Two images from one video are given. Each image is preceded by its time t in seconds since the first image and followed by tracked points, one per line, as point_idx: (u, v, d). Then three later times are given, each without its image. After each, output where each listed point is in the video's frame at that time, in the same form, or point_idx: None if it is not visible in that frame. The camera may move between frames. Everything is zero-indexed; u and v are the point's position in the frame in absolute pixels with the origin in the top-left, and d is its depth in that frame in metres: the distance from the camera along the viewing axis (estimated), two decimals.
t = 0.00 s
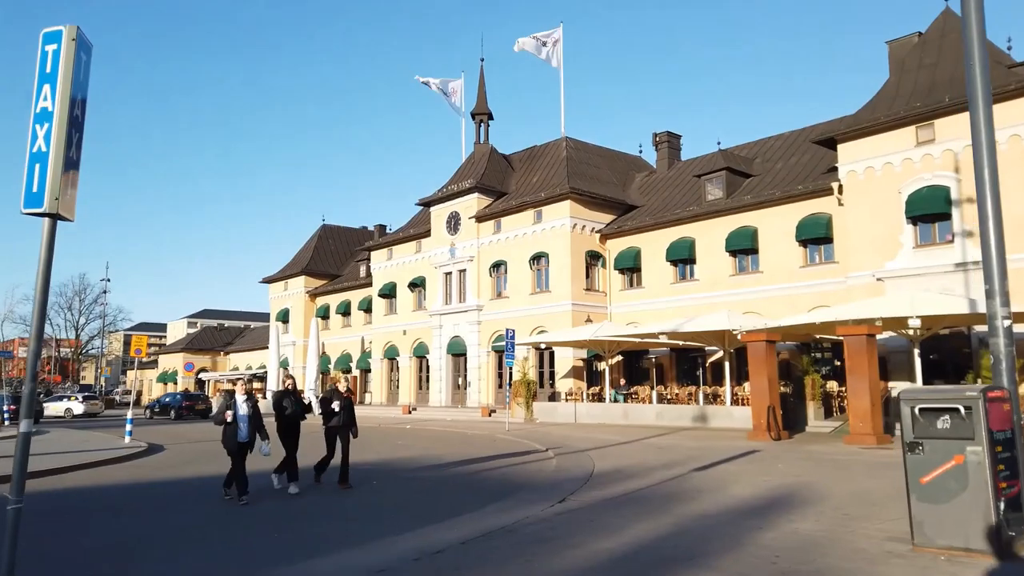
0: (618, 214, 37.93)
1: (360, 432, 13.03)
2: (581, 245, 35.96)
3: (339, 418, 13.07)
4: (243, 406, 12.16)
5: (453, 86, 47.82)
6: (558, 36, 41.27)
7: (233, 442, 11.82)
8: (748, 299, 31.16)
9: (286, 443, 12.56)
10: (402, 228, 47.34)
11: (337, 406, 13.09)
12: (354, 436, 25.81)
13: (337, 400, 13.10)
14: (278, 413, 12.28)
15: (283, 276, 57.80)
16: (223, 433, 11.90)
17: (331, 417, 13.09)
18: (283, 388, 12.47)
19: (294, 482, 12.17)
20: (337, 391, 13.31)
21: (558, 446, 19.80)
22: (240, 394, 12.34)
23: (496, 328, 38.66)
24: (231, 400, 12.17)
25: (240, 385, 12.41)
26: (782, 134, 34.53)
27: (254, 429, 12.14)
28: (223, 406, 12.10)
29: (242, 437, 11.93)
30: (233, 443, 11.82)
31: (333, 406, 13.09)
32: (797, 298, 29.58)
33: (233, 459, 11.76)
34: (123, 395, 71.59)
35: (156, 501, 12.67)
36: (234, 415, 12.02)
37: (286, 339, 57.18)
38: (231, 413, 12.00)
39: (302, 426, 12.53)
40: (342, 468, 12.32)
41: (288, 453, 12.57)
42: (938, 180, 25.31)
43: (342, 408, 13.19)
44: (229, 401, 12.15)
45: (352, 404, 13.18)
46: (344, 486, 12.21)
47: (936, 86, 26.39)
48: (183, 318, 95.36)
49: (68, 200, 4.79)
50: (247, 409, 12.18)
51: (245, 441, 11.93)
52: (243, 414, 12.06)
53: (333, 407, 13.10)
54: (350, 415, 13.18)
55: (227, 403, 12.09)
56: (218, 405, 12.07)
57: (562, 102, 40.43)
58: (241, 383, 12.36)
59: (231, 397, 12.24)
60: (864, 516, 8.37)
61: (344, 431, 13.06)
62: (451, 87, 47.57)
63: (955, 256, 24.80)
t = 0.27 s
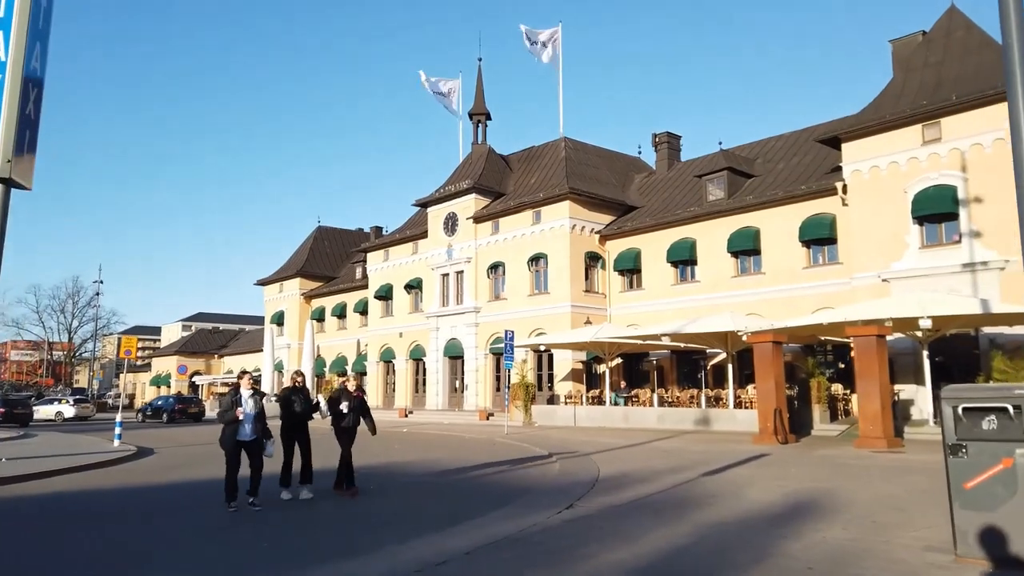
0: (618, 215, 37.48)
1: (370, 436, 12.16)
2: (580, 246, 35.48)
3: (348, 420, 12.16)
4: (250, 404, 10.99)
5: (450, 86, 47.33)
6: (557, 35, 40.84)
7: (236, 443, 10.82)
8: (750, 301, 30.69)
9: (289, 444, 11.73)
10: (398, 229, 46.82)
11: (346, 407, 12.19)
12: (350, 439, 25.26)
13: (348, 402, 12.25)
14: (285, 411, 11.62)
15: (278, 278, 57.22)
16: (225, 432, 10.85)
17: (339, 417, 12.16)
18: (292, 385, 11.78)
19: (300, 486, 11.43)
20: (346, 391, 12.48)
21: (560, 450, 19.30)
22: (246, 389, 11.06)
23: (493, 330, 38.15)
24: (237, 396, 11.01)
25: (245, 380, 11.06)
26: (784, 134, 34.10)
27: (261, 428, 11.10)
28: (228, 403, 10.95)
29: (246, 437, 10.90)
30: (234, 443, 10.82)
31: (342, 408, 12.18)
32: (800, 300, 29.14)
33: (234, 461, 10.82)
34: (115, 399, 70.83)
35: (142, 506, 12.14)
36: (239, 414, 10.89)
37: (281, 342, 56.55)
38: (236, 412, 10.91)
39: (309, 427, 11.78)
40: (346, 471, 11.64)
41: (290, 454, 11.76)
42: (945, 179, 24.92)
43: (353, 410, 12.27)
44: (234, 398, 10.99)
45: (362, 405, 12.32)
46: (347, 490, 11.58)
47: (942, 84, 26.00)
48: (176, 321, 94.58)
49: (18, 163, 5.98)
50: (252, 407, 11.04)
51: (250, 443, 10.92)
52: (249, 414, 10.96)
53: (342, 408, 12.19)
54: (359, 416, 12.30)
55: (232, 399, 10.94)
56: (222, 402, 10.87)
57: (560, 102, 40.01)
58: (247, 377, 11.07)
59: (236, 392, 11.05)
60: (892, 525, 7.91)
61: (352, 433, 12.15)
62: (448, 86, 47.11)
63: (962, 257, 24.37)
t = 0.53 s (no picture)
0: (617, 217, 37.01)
1: (382, 448, 11.12)
2: (580, 249, 35.00)
3: (359, 429, 11.05)
4: (257, 415, 10.29)
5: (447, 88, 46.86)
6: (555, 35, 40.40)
7: (240, 457, 10.07)
8: (752, 304, 30.23)
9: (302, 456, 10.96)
10: (395, 232, 46.29)
11: (357, 414, 11.10)
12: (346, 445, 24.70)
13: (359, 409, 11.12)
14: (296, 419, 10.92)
15: (273, 281, 56.63)
16: (231, 444, 10.14)
17: (351, 426, 11.10)
18: (304, 392, 11.13)
19: (310, 500, 10.49)
20: (358, 397, 11.39)
21: (561, 457, 18.77)
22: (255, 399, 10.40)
23: (491, 333, 37.63)
24: (245, 405, 10.27)
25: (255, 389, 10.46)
26: (786, 135, 33.68)
27: (270, 441, 10.29)
28: (236, 413, 10.25)
29: (252, 450, 10.11)
30: (240, 457, 10.07)
31: (352, 415, 11.09)
32: (804, 303, 28.69)
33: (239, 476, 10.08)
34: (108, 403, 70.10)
35: (128, 518, 11.61)
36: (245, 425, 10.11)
37: (275, 345, 55.95)
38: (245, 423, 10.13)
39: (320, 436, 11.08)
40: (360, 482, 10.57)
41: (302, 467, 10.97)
42: (952, 180, 24.50)
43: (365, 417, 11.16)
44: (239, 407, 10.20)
45: (375, 412, 11.20)
46: (361, 504, 10.49)
47: (949, 84, 25.60)
48: (171, 324, 93.81)
49: None
50: (261, 418, 10.31)
51: (256, 457, 10.11)
52: (255, 425, 10.20)
53: (353, 416, 11.12)
54: (372, 425, 11.19)
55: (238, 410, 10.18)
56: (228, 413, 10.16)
57: (559, 103, 39.56)
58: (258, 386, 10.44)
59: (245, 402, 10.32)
60: (924, 542, 7.43)
61: (364, 444, 11.08)
62: (445, 87, 46.63)
63: (970, 260, 23.95)
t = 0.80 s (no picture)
0: (618, 218, 36.58)
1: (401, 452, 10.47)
2: (579, 249, 34.54)
3: (379, 431, 10.37)
4: (271, 411, 9.27)
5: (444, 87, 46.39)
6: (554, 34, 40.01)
7: (261, 458, 8.90)
8: (755, 305, 29.78)
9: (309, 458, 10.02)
10: (391, 233, 45.79)
11: (379, 416, 10.39)
12: (342, 449, 24.17)
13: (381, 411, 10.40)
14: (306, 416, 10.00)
15: (268, 283, 56.03)
16: (244, 445, 8.95)
17: (368, 428, 10.39)
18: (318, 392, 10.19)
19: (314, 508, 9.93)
20: (376, 396, 10.63)
21: (564, 460, 18.30)
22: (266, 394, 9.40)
23: (490, 335, 37.14)
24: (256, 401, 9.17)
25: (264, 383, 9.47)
26: (789, 135, 33.28)
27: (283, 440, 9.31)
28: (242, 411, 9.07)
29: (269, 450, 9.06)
30: (259, 458, 8.90)
31: (373, 416, 10.37)
32: (808, 304, 28.25)
33: (258, 479, 8.89)
34: (101, 407, 69.38)
35: (115, 524, 11.07)
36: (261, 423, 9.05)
37: (270, 348, 55.32)
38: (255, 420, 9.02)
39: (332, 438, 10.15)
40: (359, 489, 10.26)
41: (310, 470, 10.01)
42: (960, 179, 24.10)
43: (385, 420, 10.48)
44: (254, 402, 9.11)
45: (396, 414, 10.57)
46: (359, 510, 10.21)
47: (956, 82, 25.21)
48: (165, 327, 93.05)
49: None
50: (273, 415, 9.28)
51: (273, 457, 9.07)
52: (272, 422, 9.20)
53: (372, 417, 10.39)
54: (392, 427, 10.54)
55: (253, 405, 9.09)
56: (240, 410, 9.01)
57: (557, 102, 39.13)
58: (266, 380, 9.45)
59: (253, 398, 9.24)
60: (964, 552, 6.98)
61: (384, 447, 10.37)
62: (443, 87, 46.17)
63: (978, 260, 23.54)
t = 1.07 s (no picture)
0: (618, 220, 36.14)
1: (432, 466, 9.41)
2: (580, 252, 34.09)
3: (408, 440, 9.26)
4: (287, 422, 8.29)
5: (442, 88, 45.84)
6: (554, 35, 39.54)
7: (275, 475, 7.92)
8: (759, 309, 29.34)
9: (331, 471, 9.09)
10: (389, 235, 45.29)
11: (410, 422, 9.26)
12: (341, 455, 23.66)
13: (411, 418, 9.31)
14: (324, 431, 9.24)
15: (264, 286, 55.45)
16: (258, 461, 7.97)
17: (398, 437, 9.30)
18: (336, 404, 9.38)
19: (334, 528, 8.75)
20: (407, 400, 9.46)
21: (569, 467, 17.83)
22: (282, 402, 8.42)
23: (489, 339, 36.65)
24: (270, 412, 8.22)
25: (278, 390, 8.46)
26: (792, 136, 32.89)
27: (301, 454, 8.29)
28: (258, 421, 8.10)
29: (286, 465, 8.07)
30: (273, 476, 7.92)
31: (403, 423, 9.23)
32: (813, 307, 27.82)
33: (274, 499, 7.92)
34: (94, 411, 68.64)
35: (104, 535, 10.54)
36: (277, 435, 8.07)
37: (266, 352, 54.71)
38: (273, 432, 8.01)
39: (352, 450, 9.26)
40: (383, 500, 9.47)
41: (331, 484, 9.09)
42: (969, 181, 23.70)
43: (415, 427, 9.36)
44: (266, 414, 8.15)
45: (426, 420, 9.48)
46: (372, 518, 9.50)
47: (964, 82, 24.84)
48: (159, 331, 92.32)
49: None
50: (291, 426, 8.31)
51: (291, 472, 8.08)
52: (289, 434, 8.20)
53: (402, 424, 9.25)
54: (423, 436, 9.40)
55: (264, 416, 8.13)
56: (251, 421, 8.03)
57: (557, 103, 38.70)
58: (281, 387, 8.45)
59: (268, 407, 8.28)
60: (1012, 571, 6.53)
61: (414, 457, 9.31)
62: (442, 88, 45.72)
63: (988, 263, 23.15)
